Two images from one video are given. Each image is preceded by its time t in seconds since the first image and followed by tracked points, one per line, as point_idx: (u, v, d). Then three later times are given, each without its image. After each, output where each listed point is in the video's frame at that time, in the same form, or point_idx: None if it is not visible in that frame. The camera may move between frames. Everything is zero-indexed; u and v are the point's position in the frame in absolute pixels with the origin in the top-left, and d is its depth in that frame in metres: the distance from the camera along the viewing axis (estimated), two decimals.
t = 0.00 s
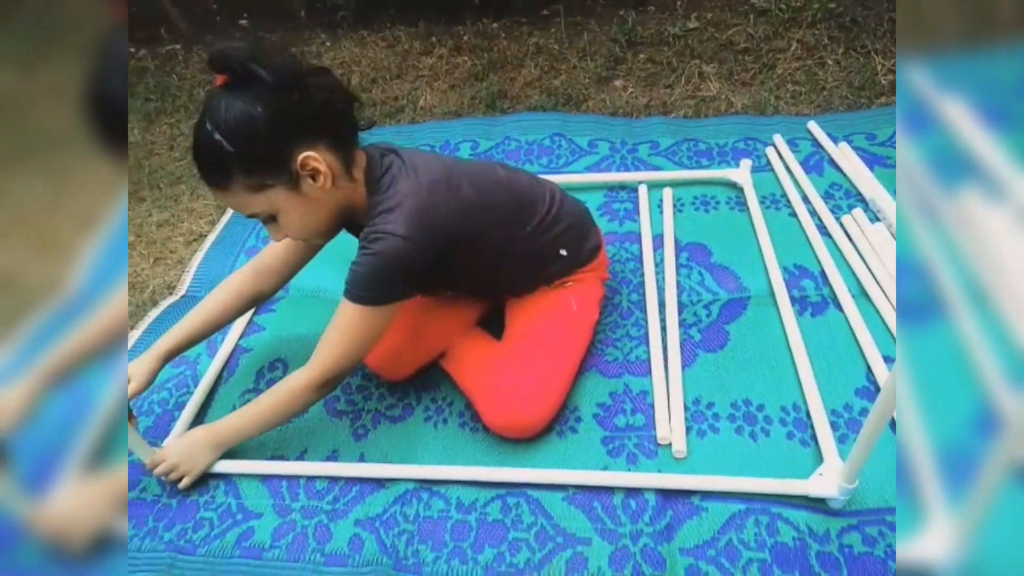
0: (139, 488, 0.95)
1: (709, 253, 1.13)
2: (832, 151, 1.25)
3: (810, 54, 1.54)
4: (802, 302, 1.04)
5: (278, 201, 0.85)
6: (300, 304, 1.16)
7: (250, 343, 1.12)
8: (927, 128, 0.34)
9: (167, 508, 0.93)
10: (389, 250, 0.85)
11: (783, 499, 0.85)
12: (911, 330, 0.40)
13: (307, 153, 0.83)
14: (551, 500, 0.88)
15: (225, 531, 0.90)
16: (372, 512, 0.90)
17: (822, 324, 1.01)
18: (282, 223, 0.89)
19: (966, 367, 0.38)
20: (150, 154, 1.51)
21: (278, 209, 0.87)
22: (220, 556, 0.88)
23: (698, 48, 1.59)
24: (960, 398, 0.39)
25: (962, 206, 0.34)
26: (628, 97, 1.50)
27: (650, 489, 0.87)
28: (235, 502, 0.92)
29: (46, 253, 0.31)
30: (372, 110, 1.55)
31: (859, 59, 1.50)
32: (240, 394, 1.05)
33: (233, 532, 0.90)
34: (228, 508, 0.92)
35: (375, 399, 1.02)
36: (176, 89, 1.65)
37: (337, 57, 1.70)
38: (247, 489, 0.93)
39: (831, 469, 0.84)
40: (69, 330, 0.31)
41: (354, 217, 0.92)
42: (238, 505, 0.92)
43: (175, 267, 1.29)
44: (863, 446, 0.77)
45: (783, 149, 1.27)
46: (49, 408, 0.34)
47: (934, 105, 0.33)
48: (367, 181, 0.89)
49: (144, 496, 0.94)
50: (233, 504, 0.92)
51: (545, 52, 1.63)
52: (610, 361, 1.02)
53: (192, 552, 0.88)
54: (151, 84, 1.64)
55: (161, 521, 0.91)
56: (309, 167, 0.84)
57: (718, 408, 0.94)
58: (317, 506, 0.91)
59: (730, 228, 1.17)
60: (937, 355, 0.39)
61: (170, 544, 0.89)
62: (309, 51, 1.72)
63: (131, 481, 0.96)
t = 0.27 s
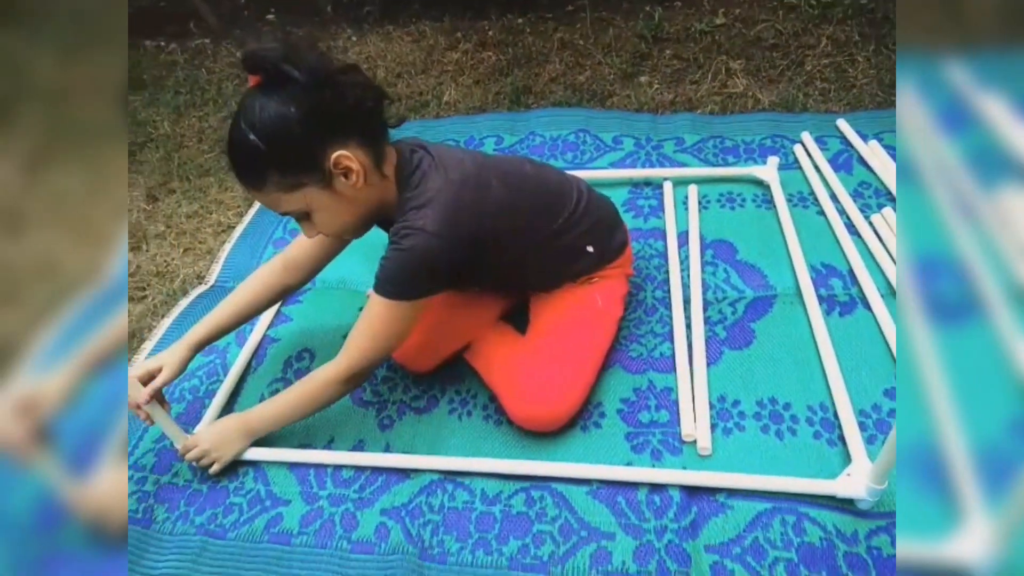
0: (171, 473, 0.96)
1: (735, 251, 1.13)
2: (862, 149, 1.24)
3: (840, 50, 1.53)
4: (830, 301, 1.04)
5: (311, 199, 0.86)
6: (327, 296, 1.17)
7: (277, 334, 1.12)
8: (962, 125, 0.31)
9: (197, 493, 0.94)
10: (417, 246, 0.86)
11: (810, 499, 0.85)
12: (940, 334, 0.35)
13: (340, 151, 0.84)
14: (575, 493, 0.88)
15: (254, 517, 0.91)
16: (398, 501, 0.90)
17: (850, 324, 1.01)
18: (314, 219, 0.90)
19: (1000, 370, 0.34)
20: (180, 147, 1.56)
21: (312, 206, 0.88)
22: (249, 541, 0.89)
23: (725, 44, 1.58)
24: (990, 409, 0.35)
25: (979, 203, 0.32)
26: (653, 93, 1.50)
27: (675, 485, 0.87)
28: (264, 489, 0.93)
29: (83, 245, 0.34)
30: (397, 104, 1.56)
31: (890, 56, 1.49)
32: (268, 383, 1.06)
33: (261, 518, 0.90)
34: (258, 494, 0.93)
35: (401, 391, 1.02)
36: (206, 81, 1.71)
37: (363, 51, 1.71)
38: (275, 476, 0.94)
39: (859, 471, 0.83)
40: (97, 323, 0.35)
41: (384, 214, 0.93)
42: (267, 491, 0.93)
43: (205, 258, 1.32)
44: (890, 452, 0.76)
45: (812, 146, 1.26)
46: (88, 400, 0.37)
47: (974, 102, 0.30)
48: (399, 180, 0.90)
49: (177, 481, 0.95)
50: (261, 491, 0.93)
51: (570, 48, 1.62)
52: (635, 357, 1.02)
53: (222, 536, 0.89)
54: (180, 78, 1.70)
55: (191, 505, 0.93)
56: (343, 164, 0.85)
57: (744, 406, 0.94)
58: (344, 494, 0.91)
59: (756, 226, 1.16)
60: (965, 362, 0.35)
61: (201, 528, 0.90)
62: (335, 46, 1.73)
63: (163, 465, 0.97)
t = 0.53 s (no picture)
0: (193, 461, 0.97)
1: (755, 253, 1.13)
2: (884, 153, 1.24)
3: (862, 53, 1.53)
4: (851, 304, 1.04)
5: (335, 194, 0.87)
6: (346, 289, 1.17)
7: (297, 325, 1.13)
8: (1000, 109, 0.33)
9: (218, 480, 0.94)
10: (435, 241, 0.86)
11: (829, 502, 0.85)
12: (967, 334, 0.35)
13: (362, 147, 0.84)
14: (592, 490, 0.89)
15: (273, 505, 0.91)
16: (415, 493, 0.90)
17: (871, 328, 1.01)
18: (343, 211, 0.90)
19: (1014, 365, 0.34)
20: (201, 139, 1.58)
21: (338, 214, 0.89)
22: (268, 528, 0.89)
23: (746, 45, 1.59)
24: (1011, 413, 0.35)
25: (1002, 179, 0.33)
26: (673, 93, 1.50)
27: (692, 485, 0.87)
28: (283, 478, 0.94)
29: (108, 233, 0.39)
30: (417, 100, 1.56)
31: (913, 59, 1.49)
32: (288, 373, 1.07)
33: (280, 506, 0.91)
34: (277, 483, 0.93)
35: (419, 384, 1.03)
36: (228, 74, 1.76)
37: (384, 47, 1.71)
38: (294, 465, 0.95)
39: (880, 475, 0.84)
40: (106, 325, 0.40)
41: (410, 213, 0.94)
42: (286, 480, 0.93)
43: (226, 248, 1.33)
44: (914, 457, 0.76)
45: (833, 149, 1.26)
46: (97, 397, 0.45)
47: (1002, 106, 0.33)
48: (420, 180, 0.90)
49: (199, 468, 0.96)
50: (281, 479, 0.94)
51: (589, 47, 1.62)
52: (653, 356, 1.02)
53: (242, 523, 0.90)
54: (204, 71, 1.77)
55: (212, 492, 0.93)
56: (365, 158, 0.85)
57: (762, 408, 0.94)
58: (362, 485, 0.92)
59: (776, 227, 1.16)
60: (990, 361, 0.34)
61: (221, 514, 0.91)
62: (356, 41, 1.74)
63: (186, 452, 0.98)
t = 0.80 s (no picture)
0: (199, 460, 0.98)
1: (755, 260, 1.14)
2: (884, 163, 1.26)
3: (862, 64, 1.55)
4: (851, 312, 1.05)
5: (338, 188, 0.88)
6: (351, 292, 1.19)
7: (301, 327, 1.14)
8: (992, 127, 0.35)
9: (223, 480, 0.95)
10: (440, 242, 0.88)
11: (829, 508, 0.86)
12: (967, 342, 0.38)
13: (371, 148, 0.86)
14: (593, 494, 0.90)
15: (277, 504, 0.92)
16: (417, 495, 0.92)
17: (871, 335, 1.02)
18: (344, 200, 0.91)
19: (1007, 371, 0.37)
20: (207, 142, 1.59)
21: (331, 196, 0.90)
22: (273, 528, 0.90)
23: (747, 54, 1.61)
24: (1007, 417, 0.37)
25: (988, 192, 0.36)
26: (675, 101, 1.51)
27: (693, 489, 0.88)
28: (287, 478, 0.95)
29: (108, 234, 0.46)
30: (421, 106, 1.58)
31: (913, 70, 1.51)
32: (292, 375, 1.08)
33: (284, 506, 0.92)
34: (280, 483, 0.94)
35: (421, 386, 1.04)
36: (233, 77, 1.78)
37: (389, 52, 1.73)
38: (299, 466, 0.96)
39: (881, 481, 0.85)
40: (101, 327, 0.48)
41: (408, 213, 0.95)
42: (291, 481, 0.94)
43: (231, 250, 1.34)
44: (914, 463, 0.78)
45: (833, 158, 1.28)
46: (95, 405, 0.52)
47: (1004, 117, 0.34)
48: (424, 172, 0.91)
49: (205, 468, 0.97)
50: (285, 479, 0.95)
51: (592, 55, 1.64)
52: (654, 361, 1.03)
53: (246, 522, 0.91)
54: (209, 75, 1.78)
55: (215, 491, 0.94)
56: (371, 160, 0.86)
57: (762, 414, 0.95)
58: (365, 486, 0.93)
59: (777, 235, 1.18)
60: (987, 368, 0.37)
61: (225, 512, 0.92)
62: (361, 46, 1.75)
63: (192, 452, 0.99)
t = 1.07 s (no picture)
0: (188, 472, 0.98)
1: (750, 277, 1.15)
2: (877, 182, 1.27)
3: (855, 84, 1.57)
4: (845, 330, 1.06)
5: (378, 107, 0.85)
6: (346, 305, 1.19)
7: (296, 339, 1.14)
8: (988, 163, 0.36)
9: (214, 492, 0.95)
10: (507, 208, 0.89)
11: (826, 526, 0.87)
12: (963, 372, 0.40)
13: (425, 81, 0.86)
14: (590, 509, 0.90)
15: (269, 519, 0.92)
16: (413, 510, 0.92)
17: (866, 353, 1.03)
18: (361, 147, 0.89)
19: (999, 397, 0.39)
20: (203, 152, 1.60)
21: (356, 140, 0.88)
22: (265, 543, 0.90)
23: (742, 74, 1.63)
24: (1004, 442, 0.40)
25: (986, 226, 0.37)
26: (671, 118, 1.53)
27: (690, 506, 0.89)
28: (280, 491, 0.95)
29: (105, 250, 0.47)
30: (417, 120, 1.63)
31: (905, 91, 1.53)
32: (286, 387, 1.07)
33: (278, 519, 0.92)
34: (273, 497, 0.94)
35: (417, 400, 1.04)
36: (230, 88, 1.80)
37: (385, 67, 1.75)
38: (292, 479, 0.96)
39: (878, 499, 0.85)
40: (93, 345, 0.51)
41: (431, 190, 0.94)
42: (283, 494, 0.95)
43: (226, 261, 1.34)
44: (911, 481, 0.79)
45: (827, 177, 1.29)
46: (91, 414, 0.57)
47: (995, 145, 0.35)
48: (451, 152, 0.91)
49: (195, 480, 0.97)
50: (277, 493, 0.95)
51: (589, 72, 1.66)
52: (650, 377, 1.04)
53: (238, 536, 0.91)
54: (207, 85, 1.81)
55: (207, 504, 0.94)
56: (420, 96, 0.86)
57: (759, 430, 0.96)
58: (359, 500, 0.93)
59: (771, 252, 1.19)
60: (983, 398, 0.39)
61: (216, 526, 0.92)
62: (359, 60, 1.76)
63: (182, 463, 0.99)
